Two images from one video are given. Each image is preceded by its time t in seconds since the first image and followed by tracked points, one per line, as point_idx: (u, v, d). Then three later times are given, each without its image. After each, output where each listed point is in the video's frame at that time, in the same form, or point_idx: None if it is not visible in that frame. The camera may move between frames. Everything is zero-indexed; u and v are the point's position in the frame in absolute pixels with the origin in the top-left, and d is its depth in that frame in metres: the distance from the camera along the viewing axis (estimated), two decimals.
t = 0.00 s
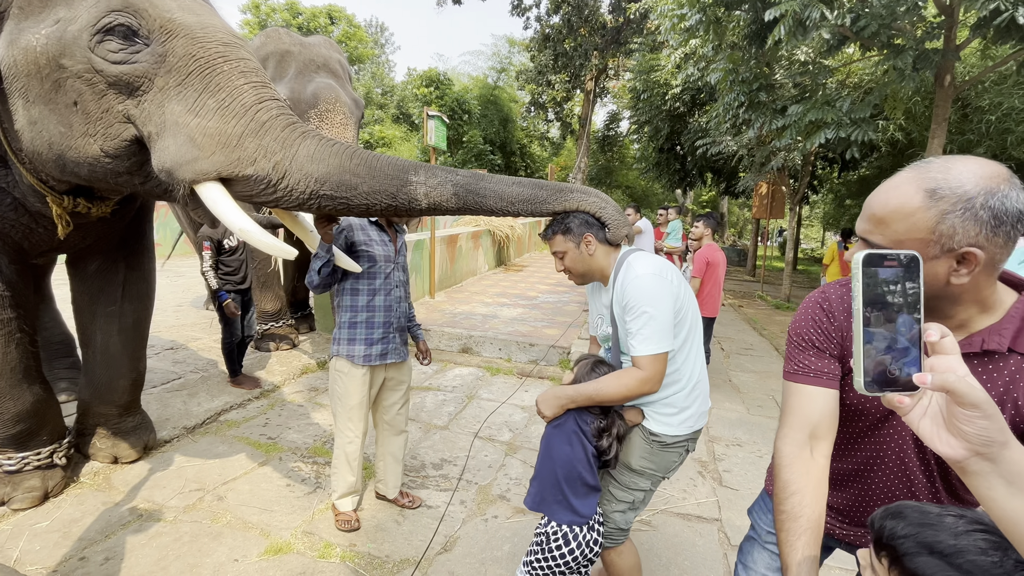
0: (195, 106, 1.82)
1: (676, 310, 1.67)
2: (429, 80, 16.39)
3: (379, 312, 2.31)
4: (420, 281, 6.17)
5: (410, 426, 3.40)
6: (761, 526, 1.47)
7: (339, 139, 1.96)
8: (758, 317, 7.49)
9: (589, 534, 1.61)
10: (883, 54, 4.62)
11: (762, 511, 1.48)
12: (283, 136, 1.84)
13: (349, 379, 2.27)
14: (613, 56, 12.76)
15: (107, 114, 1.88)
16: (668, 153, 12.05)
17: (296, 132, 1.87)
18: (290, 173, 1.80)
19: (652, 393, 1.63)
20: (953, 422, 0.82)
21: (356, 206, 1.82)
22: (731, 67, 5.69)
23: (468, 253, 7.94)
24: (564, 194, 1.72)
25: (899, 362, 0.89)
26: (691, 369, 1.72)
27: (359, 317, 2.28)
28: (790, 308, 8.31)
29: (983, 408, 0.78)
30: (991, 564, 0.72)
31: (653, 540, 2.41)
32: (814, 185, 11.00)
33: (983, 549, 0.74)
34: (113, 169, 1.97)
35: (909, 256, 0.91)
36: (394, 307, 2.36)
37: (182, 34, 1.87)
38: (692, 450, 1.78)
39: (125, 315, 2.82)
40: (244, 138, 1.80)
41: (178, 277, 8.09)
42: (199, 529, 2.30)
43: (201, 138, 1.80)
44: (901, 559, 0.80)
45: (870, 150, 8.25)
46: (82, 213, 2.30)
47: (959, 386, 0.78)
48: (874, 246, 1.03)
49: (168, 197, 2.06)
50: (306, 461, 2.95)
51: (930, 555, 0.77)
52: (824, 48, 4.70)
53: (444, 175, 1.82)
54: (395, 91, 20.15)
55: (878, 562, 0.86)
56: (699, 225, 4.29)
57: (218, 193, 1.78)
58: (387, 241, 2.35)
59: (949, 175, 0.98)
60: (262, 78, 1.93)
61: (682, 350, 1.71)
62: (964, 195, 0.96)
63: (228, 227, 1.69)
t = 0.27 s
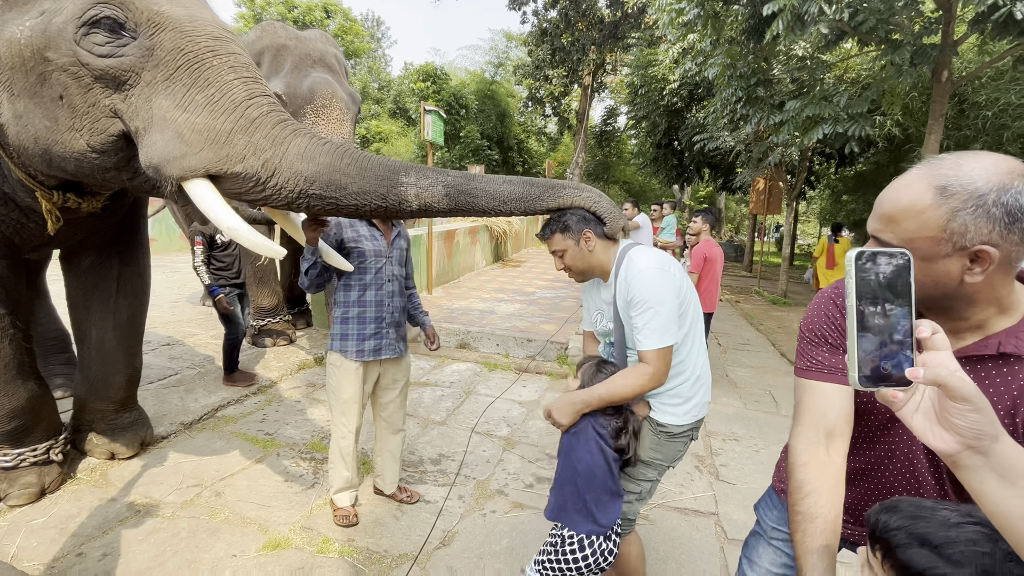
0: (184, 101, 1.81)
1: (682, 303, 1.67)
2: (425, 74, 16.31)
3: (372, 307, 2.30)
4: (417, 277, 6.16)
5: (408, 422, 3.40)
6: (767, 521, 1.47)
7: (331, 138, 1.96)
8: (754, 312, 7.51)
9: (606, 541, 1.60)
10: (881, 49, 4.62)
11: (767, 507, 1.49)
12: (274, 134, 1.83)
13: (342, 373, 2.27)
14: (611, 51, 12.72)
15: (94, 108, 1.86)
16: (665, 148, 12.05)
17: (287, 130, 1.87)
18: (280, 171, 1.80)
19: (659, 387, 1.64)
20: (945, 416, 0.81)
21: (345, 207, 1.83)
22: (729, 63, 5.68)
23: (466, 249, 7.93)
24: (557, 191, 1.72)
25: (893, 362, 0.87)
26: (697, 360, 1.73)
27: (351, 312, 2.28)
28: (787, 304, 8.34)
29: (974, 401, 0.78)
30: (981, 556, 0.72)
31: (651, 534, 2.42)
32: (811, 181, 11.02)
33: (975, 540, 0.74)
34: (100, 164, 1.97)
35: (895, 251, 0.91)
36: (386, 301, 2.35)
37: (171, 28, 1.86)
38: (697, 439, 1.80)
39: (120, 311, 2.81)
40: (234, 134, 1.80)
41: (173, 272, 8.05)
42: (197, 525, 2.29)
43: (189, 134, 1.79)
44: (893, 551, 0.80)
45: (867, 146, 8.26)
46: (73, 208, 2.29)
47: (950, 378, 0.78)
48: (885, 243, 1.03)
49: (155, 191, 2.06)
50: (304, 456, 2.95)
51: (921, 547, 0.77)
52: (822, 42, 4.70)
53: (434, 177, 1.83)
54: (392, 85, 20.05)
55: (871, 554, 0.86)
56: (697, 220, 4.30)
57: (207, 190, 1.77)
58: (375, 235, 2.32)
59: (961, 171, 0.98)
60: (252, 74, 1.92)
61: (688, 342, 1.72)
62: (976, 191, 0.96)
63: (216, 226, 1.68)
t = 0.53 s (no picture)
0: (168, 95, 1.77)
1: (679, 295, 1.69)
2: (420, 67, 16.22)
3: (367, 303, 2.29)
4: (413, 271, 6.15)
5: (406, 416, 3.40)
6: (767, 515, 1.48)
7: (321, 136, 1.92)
8: (750, 306, 7.54)
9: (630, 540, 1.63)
10: (877, 43, 4.61)
11: (767, 502, 1.49)
12: (263, 130, 1.79)
13: (339, 368, 2.27)
14: (607, 44, 12.68)
15: (75, 102, 1.84)
16: (661, 142, 12.05)
17: (276, 126, 1.82)
18: (270, 170, 1.76)
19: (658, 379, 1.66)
20: (943, 412, 0.79)
21: (334, 209, 1.81)
22: (726, 56, 5.67)
23: (462, 243, 7.92)
24: (550, 189, 1.74)
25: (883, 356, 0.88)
26: (694, 350, 1.77)
27: (347, 308, 2.28)
28: (782, 297, 8.37)
29: (972, 396, 0.76)
30: (993, 548, 0.73)
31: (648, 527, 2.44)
32: (807, 175, 11.04)
33: (987, 533, 0.75)
34: (83, 159, 1.95)
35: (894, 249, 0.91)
36: (382, 298, 2.33)
37: (153, 18, 1.82)
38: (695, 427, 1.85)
39: (114, 307, 2.80)
40: (220, 130, 1.75)
41: (168, 267, 8.01)
42: (195, 520, 2.29)
43: (173, 129, 1.74)
44: (906, 544, 0.80)
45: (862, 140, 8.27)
46: (61, 203, 2.27)
47: (949, 373, 0.76)
48: (967, 265, 0.91)
49: (139, 186, 2.05)
50: (301, 451, 2.95)
51: (933, 539, 0.77)
52: (818, 36, 4.69)
53: (425, 182, 1.82)
54: (387, 79, 19.94)
55: (883, 550, 0.85)
56: (694, 214, 4.31)
57: (191, 186, 1.73)
58: (367, 230, 2.31)
59: (970, 172, 0.89)
60: (238, 67, 1.88)
61: (686, 332, 1.74)
62: (1001, 187, 0.89)
63: (200, 223, 1.62)
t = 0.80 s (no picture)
0: (148, 84, 1.73)
1: (671, 285, 1.69)
2: (414, 59, 16.10)
3: (361, 296, 2.29)
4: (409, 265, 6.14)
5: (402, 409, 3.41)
6: (761, 506, 1.50)
7: (309, 129, 1.88)
8: (744, 298, 7.57)
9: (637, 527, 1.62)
10: (872, 34, 4.61)
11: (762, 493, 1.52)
12: (249, 122, 1.76)
13: (339, 361, 2.28)
14: (602, 36, 12.64)
15: (51, 91, 1.82)
16: (657, 134, 12.04)
17: (262, 118, 1.79)
18: (256, 163, 1.73)
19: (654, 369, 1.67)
20: (941, 407, 0.77)
21: (322, 204, 1.78)
22: (721, 48, 5.66)
23: (457, 236, 7.91)
24: (537, 190, 1.70)
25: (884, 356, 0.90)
26: (691, 336, 1.79)
27: (343, 300, 2.29)
28: (776, 289, 8.41)
29: (970, 393, 0.74)
30: (988, 539, 0.72)
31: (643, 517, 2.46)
32: (801, 167, 11.06)
33: (985, 522, 0.74)
34: (62, 151, 1.94)
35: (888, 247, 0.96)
36: (378, 292, 2.31)
37: (131, 4, 1.77)
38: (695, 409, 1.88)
39: (106, 301, 2.78)
40: (203, 120, 1.72)
41: (161, 262, 7.97)
42: (192, 514, 2.30)
43: (154, 120, 1.71)
44: (901, 532, 0.79)
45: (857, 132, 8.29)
46: (46, 197, 2.25)
47: (945, 369, 0.75)
48: (966, 221, 0.89)
49: (120, 177, 2.06)
50: (298, 444, 2.96)
51: (928, 527, 0.76)
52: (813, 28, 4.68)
53: (415, 177, 1.78)
54: (381, 71, 19.80)
55: (874, 536, 0.85)
56: (689, 206, 4.32)
57: (173, 180, 1.71)
58: (366, 223, 2.31)
59: (967, 127, 0.89)
60: (222, 57, 1.84)
61: (680, 320, 1.75)
62: (997, 141, 0.87)
63: (181, 216, 1.61)
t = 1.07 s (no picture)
0: (126, 76, 1.71)
1: (663, 273, 1.72)
2: (407, 50, 15.97)
3: (354, 290, 2.29)
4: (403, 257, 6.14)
5: (397, 401, 3.43)
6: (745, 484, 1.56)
7: (291, 124, 1.85)
8: (737, 289, 7.62)
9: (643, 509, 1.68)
10: (864, 25, 4.61)
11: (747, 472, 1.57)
12: (228, 116, 1.73)
13: (329, 353, 2.29)
14: (596, 27, 12.59)
15: (28, 83, 1.81)
16: (651, 126, 12.04)
17: (243, 112, 1.76)
18: (234, 159, 1.70)
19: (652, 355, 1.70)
20: (911, 386, 0.80)
21: (299, 202, 1.75)
22: (714, 39, 5.66)
23: (451, 229, 7.91)
24: (523, 182, 1.67)
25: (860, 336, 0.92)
26: (686, 322, 1.82)
27: (337, 293, 2.30)
28: (769, 280, 8.46)
29: (939, 371, 0.76)
30: (956, 509, 0.79)
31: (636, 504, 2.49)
32: (794, 158, 11.10)
33: (949, 493, 0.81)
34: (41, 144, 1.95)
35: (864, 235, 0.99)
36: (371, 286, 2.32)
37: None
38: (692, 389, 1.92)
39: (96, 295, 2.78)
40: (182, 114, 1.69)
41: (152, 255, 7.92)
42: (188, 505, 2.31)
43: (132, 112, 1.69)
44: (875, 508, 0.86)
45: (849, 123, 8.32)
46: (29, 190, 2.25)
47: (914, 349, 0.77)
48: (937, 188, 0.95)
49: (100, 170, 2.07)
50: (293, 436, 2.97)
51: (901, 501, 0.83)
52: (805, 19, 4.68)
53: (393, 174, 1.74)
54: (373, 62, 19.65)
55: (851, 514, 0.92)
56: (681, 197, 4.34)
57: (154, 173, 1.68)
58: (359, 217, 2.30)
59: (940, 100, 0.95)
60: (201, 46, 1.82)
61: (673, 307, 1.78)
62: (965, 114, 0.93)
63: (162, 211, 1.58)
